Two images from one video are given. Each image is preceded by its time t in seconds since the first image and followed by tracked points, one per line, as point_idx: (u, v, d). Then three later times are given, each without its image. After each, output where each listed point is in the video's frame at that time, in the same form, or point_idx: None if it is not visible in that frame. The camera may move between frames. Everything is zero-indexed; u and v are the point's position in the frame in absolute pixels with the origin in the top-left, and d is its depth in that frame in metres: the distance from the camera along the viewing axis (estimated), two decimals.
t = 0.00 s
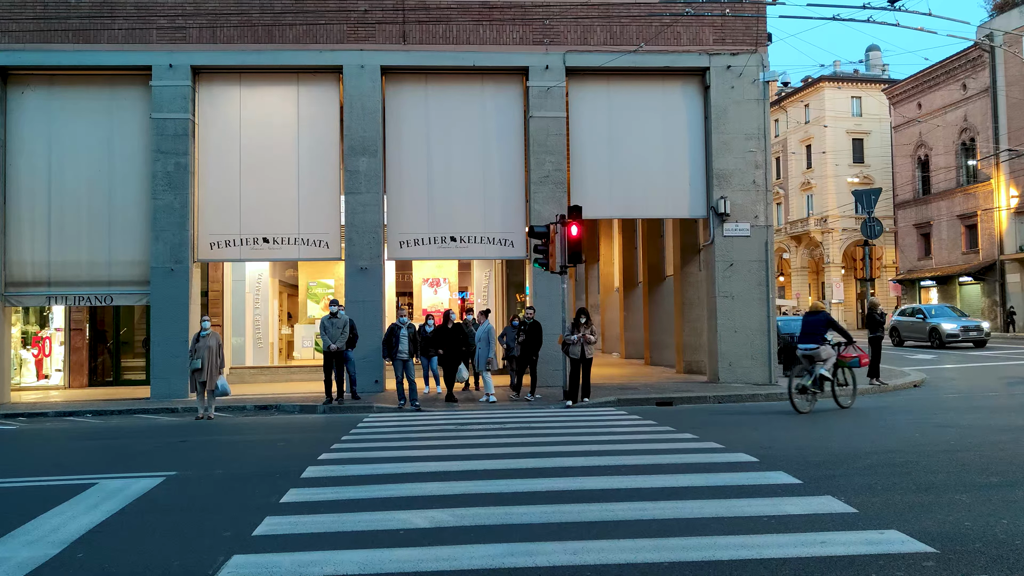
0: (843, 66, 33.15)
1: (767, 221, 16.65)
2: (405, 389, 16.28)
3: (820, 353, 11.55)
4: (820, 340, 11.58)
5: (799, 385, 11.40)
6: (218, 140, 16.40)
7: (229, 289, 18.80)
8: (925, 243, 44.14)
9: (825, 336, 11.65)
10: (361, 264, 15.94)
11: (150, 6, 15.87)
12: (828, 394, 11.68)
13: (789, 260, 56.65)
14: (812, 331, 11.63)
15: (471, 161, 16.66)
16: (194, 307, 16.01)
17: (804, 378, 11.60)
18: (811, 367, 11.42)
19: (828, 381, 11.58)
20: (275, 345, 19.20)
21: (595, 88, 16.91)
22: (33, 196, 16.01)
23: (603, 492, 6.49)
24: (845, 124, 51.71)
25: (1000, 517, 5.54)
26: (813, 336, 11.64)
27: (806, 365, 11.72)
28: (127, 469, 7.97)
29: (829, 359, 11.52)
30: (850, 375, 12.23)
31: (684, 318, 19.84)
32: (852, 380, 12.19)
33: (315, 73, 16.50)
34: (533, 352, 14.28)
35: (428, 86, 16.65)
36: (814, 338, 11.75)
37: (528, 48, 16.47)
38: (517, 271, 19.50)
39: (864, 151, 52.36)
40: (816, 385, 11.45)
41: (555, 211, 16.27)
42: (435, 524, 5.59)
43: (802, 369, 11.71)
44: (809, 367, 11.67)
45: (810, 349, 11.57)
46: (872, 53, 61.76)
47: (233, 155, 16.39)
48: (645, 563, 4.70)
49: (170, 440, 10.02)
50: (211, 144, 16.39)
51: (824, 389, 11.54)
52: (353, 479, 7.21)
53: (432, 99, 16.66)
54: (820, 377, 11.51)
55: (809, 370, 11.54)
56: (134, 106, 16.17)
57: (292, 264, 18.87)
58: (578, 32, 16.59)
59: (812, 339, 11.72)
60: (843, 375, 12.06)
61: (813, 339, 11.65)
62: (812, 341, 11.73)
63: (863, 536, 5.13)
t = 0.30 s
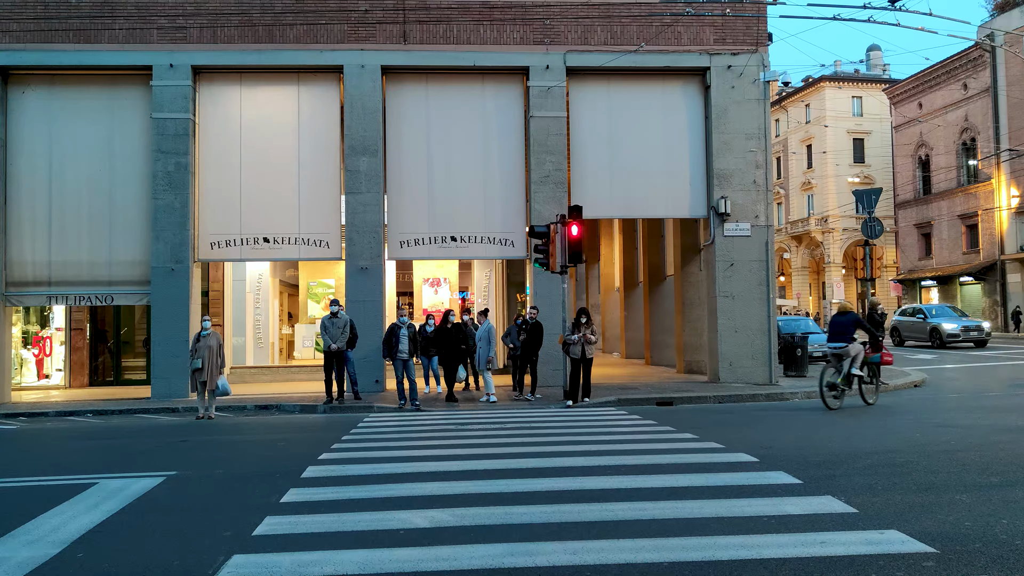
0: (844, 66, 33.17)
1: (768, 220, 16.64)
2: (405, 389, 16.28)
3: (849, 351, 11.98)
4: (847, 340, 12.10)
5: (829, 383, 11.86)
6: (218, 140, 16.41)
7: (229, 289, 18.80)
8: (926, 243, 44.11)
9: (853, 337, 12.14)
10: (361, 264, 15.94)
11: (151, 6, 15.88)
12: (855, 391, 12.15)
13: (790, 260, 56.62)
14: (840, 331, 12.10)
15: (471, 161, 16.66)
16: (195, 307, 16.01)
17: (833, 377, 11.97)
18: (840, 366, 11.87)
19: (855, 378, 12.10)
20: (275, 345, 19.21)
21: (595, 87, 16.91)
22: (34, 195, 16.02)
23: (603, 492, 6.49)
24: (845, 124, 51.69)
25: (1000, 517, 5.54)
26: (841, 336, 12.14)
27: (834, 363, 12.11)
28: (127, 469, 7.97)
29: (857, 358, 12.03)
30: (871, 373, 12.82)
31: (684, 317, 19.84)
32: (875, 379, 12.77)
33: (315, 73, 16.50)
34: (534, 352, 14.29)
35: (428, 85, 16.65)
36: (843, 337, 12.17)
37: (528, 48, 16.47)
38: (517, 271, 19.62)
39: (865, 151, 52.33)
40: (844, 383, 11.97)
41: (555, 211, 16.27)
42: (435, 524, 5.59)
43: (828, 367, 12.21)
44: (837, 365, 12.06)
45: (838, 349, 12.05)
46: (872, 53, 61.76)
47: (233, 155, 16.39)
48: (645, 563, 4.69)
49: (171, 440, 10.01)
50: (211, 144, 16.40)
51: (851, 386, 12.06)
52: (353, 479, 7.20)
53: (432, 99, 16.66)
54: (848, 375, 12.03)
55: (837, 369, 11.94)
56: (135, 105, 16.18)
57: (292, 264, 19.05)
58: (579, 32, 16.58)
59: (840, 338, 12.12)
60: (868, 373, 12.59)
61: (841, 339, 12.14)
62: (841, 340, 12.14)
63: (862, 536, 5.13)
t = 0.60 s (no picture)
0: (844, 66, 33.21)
1: (768, 220, 16.63)
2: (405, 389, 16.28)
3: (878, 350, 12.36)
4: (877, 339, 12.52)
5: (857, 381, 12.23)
6: (219, 140, 16.41)
7: (230, 288, 18.80)
8: (927, 243, 44.08)
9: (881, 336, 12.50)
10: (362, 264, 15.95)
11: (152, 6, 15.88)
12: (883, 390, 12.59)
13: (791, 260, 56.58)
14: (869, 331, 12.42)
15: (472, 160, 16.66)
16: (195, 307, 16.01)
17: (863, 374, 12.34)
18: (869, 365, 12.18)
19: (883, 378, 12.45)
20: (275, 345, 19.20)
21: (596, 87, 16.91)
22: (35, 195, 16.03)
23: (603, 492, 6.49)
24: (846, 124, 51.65)
25: (1000, 517, 5.53)
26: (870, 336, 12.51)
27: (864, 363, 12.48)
28: (128, 469, 7.97)
29: (889, 357, 12.37)
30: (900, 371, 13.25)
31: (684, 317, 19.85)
32: (905, 375, 13.19)
33: (316, 73, 16.50)
34: (533, 353, 14.30)
35: (429, 85, 16.65)
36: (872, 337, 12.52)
37: (528, 48, 16.47)
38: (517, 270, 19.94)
39: (865, 151, 52.31)
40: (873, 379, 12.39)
41: (556, 211, 16.27)
42: (435, 523, 5.59)
43: (856, 365, 12.70)
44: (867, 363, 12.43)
45: (868, 349, 12.31)
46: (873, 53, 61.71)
47: (234, 155, 16.40)
48: (645, 563, 4.69)
49: (171, 440, 10.01)
50: (212, 144, 16.40)
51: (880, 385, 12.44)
52: (353, 479, 7.20)
53: (433, 99, 16.66)
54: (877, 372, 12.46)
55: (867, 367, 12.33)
56: (136, 105, 16.18)
57: (293, 264, 18.92)
58: (579, 32, 16.58)
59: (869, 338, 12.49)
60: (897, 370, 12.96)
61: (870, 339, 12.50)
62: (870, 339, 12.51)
63: (862, 537, 5.13)
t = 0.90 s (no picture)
0: (846, 66, 33.20)
1: (769, 220, 16.62)
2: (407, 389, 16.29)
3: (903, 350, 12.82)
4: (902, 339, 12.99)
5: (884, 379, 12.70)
6: (220, 140, 16.42)
7: (231, 288, 18.81)
8: (928, 243, 44.06)
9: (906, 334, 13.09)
10: (363, 264, 15.95)
11: (153, 6, 15.88)
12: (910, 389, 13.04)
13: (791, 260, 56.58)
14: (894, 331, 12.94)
15: (473, 160, 16.67)
16: (196, 307, 16.01)
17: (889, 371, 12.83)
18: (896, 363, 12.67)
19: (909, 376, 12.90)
20: (276, 345, 19.24)
21: (597, 87, 16.91)
22: (36, 195, 16.04)
23: (603, 492, 6.49)
24: (847, 124, 51.62)
25: (1000, 517, 5.53)
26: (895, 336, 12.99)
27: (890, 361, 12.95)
28: (129, 469, 7.97)
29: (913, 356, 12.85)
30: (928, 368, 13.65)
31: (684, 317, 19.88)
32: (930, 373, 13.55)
33: (317, 73, 16.50)
34: (532, 353, 14.36)
35: (430, 85, 16.66)
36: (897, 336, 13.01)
37: (529, 48, 16.46)
38: (517, 270, 19.51)
39: (866, 151, 52.28)
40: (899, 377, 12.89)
41: (557, 211, 16.28)
42: (436, 523, 5.59)
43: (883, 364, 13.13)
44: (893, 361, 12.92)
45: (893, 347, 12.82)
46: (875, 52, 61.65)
47: (235, 154, 16.41)
48: (645, 563, 4.69)
49: (171, 440, 10.01)
50: (213, 144, 16.41)
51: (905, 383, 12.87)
52: (354, 478, 7.21)
53: (434, 98, 16.66)
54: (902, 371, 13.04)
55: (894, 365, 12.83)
56: (137, 105, 16.19)
57: (294, 264, 18.94)
58: (580, 32, 16.57)
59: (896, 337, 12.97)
60: (922, 369, 13.40)
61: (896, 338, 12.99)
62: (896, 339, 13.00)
63: (863, 536, 5.13)
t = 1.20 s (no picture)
0: (847, 66, 33.18)
1: (770, 220, 16.62)
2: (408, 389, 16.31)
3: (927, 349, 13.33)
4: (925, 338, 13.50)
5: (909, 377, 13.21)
6: (221, 140, 16.43)
7: (232, 288, 18.85)
8: (928, 243, 44.06)
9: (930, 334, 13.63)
10: (363, 264, 15.95)
11: (154, 6, 15.89)
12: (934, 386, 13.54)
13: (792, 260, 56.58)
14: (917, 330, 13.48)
15: (473, 160, 16.66)
16: (198, 307, 16.01)
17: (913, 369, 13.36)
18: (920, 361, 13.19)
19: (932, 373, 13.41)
20: (277, 345, 19.23)
21: (597, 88, 16.91)
22: (38, 195, 16.05)
23: (604, 492, 6.49)
24: (848, 124, 51.59)
25: (1001, 517, 5.54)
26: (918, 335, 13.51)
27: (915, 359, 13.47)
28: (130, 469, 7.98)
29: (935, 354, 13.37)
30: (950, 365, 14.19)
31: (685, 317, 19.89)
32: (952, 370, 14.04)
33: (318, 73, 16.51)
34: (530, 352, 14.35)
35: (431, 85, 16.66)
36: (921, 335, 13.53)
37: (530, 48, 16.46)
38: (518, 270, 19.91)
39: (867, 151, 52.26)
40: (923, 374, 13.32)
41: (557, 211, 16.29)
42: (437, 523, 5.59)
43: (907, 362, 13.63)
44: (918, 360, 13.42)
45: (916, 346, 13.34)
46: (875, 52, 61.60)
47: (236, 155, 16.42)
48: (646, 563, 4.70)
49: (173, 440, 10.02)
50: (214, 144, 16.41)
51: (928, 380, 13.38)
52: (355, 478, 7.21)
53: (435, 98, 16.66)
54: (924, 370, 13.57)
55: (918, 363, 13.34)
56: (137, 105, 16.20)
57: (294, 264, 18.78)
58: (581, 32, 16.57)
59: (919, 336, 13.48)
60: (944, 365, 13.92)
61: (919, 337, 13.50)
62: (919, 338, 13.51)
63: (864, 536, 5.13)
